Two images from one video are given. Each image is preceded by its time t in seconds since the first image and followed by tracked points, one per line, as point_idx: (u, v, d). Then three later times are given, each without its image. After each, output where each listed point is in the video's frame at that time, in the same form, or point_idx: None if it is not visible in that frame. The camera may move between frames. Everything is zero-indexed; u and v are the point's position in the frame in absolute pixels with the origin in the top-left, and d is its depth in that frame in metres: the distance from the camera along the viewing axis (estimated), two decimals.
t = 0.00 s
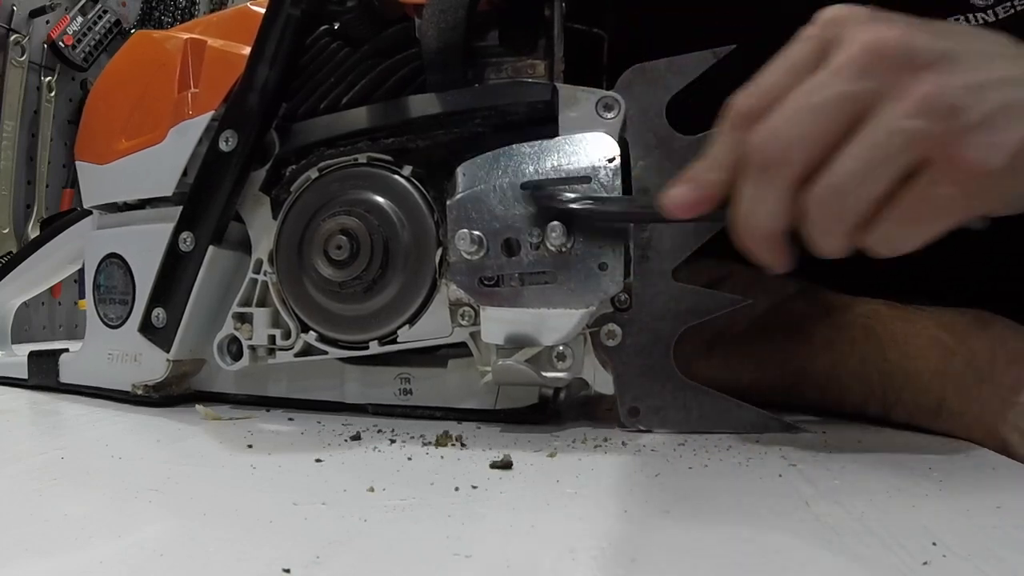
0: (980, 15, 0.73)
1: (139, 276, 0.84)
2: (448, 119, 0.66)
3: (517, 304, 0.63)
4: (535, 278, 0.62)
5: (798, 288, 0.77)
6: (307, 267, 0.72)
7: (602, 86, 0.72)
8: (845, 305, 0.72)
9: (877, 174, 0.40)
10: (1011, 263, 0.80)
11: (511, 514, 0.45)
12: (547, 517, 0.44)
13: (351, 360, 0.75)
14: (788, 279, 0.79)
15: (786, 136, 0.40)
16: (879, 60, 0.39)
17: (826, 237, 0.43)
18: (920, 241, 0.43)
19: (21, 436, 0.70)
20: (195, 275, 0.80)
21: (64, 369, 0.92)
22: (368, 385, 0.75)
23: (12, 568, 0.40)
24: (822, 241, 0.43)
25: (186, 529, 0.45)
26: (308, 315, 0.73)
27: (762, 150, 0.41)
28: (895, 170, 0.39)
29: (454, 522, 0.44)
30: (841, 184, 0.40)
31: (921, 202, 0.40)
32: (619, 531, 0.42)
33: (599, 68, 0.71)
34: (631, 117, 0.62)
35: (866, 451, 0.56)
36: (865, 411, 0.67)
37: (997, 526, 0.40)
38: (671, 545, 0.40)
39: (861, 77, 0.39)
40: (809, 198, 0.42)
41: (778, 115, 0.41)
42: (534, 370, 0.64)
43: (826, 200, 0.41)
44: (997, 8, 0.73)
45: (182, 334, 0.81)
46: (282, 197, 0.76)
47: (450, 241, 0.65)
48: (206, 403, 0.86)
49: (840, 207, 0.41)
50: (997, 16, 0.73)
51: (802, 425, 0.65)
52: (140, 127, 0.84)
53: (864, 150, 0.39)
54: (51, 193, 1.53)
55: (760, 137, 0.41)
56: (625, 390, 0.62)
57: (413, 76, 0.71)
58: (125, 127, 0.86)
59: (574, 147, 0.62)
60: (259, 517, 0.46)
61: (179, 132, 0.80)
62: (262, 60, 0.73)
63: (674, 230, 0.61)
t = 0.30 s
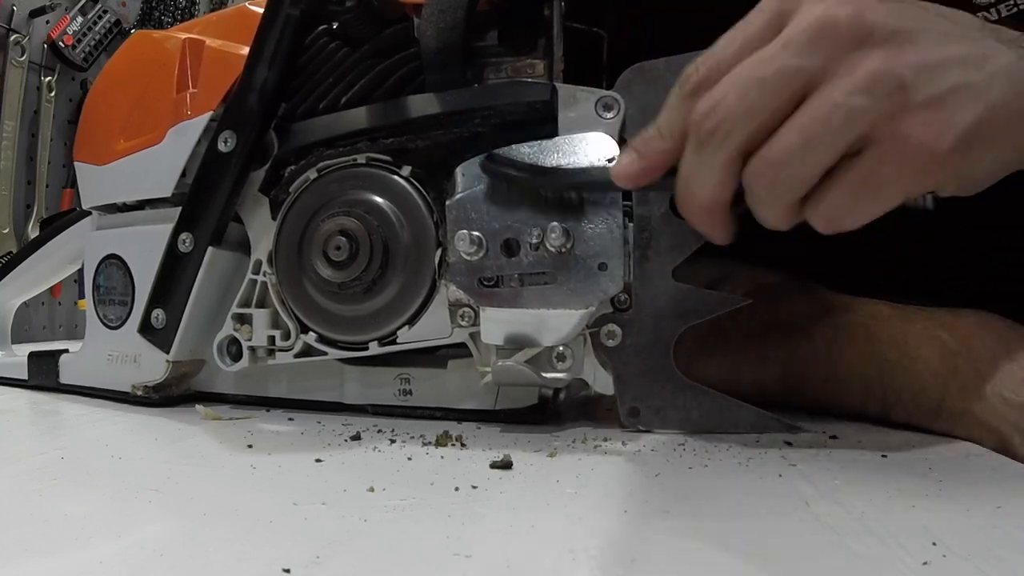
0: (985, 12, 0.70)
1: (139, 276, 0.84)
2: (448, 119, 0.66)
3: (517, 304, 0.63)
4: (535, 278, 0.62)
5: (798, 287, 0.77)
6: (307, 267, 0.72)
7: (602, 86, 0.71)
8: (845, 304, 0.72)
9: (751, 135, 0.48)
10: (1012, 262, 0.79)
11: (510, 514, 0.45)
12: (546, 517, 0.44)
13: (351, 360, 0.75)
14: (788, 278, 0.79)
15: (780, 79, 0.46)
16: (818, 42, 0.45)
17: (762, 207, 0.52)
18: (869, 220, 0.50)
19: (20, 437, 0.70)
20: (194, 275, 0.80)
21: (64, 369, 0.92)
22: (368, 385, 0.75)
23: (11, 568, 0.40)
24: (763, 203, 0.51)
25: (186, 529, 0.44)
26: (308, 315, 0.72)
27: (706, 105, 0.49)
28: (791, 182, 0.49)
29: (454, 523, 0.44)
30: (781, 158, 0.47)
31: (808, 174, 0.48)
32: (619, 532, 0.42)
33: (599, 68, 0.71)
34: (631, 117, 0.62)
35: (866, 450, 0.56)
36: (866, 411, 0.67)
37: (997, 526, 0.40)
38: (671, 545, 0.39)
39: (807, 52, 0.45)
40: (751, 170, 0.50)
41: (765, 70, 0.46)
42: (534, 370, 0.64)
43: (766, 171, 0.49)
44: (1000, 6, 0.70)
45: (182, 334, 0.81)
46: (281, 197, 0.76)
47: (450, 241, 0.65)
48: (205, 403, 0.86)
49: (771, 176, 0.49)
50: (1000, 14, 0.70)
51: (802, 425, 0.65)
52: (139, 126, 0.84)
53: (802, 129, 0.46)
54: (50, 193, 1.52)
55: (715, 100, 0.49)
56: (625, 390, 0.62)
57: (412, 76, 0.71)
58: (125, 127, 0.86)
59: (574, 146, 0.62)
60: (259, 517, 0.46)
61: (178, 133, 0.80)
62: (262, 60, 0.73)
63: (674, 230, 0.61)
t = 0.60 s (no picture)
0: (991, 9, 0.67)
1: (139, 276, 0.84)
2: (448, 119, 0.66)
3: (517, 304, 0.63)
4: (535, 279, 0.62)
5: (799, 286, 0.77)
6: (307, 267, 0.72)
7: (601, 86, 0.71)
8: (845, 304, 0.72)
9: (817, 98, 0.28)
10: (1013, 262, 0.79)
11: (510, 515, 0.45)
12: (546, 518, 0.44)
13: (351, 360, 0.75)
14: (788, 278, 0.79)
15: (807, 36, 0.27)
16: None
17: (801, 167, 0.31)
18: (988, 154, 0.30)
19: (20, 437, 0.69)
20: (194, 275, 0.80)
21: (64, 369, 0.92)
22: (368, 385, 0.75)
23: (10, 568, 0.40)
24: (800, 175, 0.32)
25: (186, 529, 0.44)
26: (308, 315, 0.72)
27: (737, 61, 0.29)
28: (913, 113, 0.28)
29: (454, 523, 0.44)
30: (883, 86, 0.27)
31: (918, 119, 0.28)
32: (619, 532, 0.42)
33: (599, 68, 0.71)
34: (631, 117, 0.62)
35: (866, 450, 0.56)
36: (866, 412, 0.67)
37: (997, 526, 0.40)
38: (671, 545, 0.39)
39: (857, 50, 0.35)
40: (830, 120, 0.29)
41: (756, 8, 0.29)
42: (534, 370, 0.64)
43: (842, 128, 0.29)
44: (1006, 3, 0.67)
45: (182, 334, 0.81)
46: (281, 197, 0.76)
47: (450, 241, 0.65)
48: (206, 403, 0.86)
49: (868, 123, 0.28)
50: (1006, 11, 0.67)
51: (802, 425, 0.65)
52: (139, 126, 0.84)
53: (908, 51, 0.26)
54: (50, 193, 1.52)
55: (785, 35, 0.27)
56: (625, 390, 0.62)
57: (413, 76, 0.71)
58: (125, 127, 0.86)
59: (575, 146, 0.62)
60: (258, 517, 0.46)
61: (178, 133, 0.80)
62: (262, 60, 0.73)
63: (674, 230, 0.61)
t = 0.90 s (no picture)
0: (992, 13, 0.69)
1: (139, 276, 0.84)
2: (448, 119, 0.66)
3: (517, 304, 0.63)
4: (535, 279, 0.62)
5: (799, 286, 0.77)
6: (307, 267, 0.72)
7: (602, 86, 0.71)
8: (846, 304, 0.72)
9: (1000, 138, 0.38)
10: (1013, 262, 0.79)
11: (510, 515, 0.45)
12: (546, 518, 0.44)
13: (351, 360, 0.75)
14: (788, 278, 0.79)
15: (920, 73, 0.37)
16: (1002, 3, 0.34)
17: (893, 198, 0.45)
18: None
19: (20, 437, 0.69)
20: (194, 275, 0.80)
21: (64, 369, 0.92)
22: (368, 385, 0.75)
23: (10, 568, 0.40)
24: (940, 188, 0.41)
25: (186, 529, 0.44)
26: (308, 315, 0.72)
27: (877, 95, 0.38)
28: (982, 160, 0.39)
29: (454, 523, 0.44)
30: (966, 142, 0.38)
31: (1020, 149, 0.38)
32: (618, 532, 0.42)
33: (599, 68, 0.71)
34: (631, 117, 0.62)
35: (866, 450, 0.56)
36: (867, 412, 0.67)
37: (997, 526, 0.40)
38: (671, 545, 0.39)
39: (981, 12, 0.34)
40: (932, 149, 0.40)
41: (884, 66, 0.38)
42: (534, 370, 0.64)
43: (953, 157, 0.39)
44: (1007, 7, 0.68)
45: (182, 335, 0.81)
46: (281, 197, 0.76)
47: (450, 242, 0.65)
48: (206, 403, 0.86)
49: (964, 161, 0.39)
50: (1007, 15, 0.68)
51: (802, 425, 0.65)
52: (139, 126, 0.84)
53: (994, 107, 0.37)
54: (50, 193, 1.52)
55: None
56: (625, 390, 0.62)
57: (413, 76, 0.71)
58: (125, 127, 0.86)
59: (574, 145, 0.61)
60: (258, 517, 0.46)
61: (179, 133, 0.80)
62: (262, 60, 0.73)
63: (674, 230, 0.61)
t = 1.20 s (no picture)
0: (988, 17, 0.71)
1: (139, 276, 0.84)
2: (447, 119, 0.66)
3: (517, 304, 0.63)
4: (535, 279, 0.62)
5: (799, 286, 0.77)
6: (307, 267, 0.72)
7: (601, 86, 0.71)
8: (846, 304, 0.72)
9: (1018, 146, 0.46)
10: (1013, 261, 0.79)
11: (510, 515, 0.45)
12: (546, 517, 0.44)
13: (351, 360, 0.75)
14: (788, 278, 0.79)
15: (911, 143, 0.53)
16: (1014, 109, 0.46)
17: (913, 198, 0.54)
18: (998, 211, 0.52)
19: (20, 437, 0.70)
20: (194, 275, 0.80)
21: (64, 369, 0.92)
22: (368, 385, 0.75)
23: (10, 568, 0.40)
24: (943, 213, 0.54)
25: (186, 529, 0.44)
26: (308, 315, 0.72)
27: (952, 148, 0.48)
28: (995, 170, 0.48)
29: (454, 523, 0.44)
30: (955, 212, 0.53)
31: (1000, 164, 0.48)
32: (618, 532, 0.42)
33: (599, 68, 0.71)
34: (631, 117, 0.62)
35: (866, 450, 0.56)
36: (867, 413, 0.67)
37: (998, 525, 0.40)
38: (671, 545, 0.39)
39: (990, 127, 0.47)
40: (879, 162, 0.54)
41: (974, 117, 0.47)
42: (534, 370, 0.64)
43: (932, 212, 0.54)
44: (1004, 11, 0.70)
45: (182, 335, 0.81)
46: (281, 197, 0.76)
47: (450, 241, 0.65)
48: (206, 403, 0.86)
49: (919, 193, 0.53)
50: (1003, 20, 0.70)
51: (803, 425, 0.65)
52: (139, 126, 0.84)
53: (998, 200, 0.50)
54: (50, 193, 1.52)
55: None
56: (625, 390, 0.62)
57: (413, 76, 0.71)
58: (125, 127, 0.86)
59: (575, 146, 0.61)
60: (258, 517, 0.46)
61: (179, 133, 0.80)
62: (262, 60, 0.73)
63: (674, 230, 0.61)
